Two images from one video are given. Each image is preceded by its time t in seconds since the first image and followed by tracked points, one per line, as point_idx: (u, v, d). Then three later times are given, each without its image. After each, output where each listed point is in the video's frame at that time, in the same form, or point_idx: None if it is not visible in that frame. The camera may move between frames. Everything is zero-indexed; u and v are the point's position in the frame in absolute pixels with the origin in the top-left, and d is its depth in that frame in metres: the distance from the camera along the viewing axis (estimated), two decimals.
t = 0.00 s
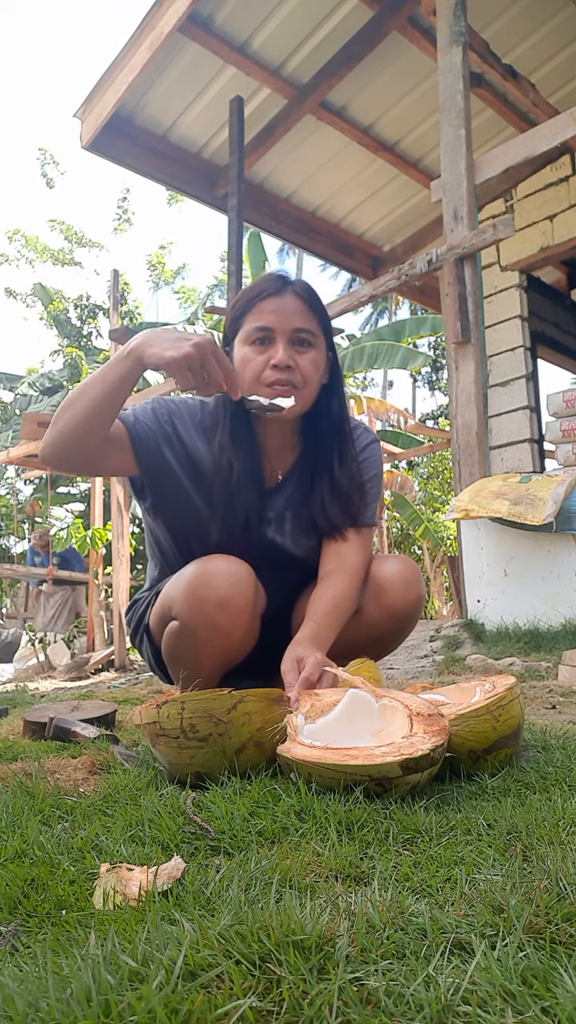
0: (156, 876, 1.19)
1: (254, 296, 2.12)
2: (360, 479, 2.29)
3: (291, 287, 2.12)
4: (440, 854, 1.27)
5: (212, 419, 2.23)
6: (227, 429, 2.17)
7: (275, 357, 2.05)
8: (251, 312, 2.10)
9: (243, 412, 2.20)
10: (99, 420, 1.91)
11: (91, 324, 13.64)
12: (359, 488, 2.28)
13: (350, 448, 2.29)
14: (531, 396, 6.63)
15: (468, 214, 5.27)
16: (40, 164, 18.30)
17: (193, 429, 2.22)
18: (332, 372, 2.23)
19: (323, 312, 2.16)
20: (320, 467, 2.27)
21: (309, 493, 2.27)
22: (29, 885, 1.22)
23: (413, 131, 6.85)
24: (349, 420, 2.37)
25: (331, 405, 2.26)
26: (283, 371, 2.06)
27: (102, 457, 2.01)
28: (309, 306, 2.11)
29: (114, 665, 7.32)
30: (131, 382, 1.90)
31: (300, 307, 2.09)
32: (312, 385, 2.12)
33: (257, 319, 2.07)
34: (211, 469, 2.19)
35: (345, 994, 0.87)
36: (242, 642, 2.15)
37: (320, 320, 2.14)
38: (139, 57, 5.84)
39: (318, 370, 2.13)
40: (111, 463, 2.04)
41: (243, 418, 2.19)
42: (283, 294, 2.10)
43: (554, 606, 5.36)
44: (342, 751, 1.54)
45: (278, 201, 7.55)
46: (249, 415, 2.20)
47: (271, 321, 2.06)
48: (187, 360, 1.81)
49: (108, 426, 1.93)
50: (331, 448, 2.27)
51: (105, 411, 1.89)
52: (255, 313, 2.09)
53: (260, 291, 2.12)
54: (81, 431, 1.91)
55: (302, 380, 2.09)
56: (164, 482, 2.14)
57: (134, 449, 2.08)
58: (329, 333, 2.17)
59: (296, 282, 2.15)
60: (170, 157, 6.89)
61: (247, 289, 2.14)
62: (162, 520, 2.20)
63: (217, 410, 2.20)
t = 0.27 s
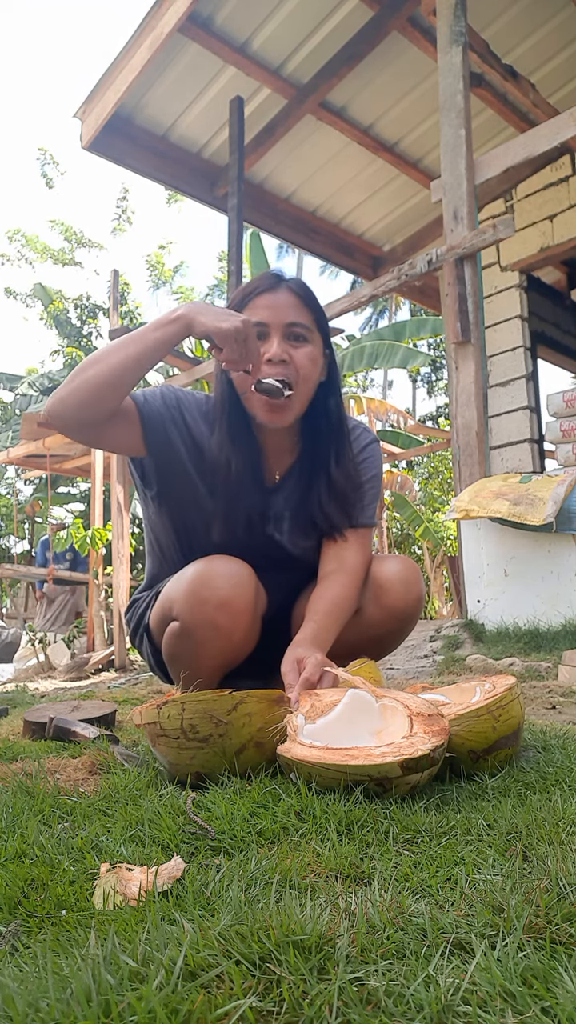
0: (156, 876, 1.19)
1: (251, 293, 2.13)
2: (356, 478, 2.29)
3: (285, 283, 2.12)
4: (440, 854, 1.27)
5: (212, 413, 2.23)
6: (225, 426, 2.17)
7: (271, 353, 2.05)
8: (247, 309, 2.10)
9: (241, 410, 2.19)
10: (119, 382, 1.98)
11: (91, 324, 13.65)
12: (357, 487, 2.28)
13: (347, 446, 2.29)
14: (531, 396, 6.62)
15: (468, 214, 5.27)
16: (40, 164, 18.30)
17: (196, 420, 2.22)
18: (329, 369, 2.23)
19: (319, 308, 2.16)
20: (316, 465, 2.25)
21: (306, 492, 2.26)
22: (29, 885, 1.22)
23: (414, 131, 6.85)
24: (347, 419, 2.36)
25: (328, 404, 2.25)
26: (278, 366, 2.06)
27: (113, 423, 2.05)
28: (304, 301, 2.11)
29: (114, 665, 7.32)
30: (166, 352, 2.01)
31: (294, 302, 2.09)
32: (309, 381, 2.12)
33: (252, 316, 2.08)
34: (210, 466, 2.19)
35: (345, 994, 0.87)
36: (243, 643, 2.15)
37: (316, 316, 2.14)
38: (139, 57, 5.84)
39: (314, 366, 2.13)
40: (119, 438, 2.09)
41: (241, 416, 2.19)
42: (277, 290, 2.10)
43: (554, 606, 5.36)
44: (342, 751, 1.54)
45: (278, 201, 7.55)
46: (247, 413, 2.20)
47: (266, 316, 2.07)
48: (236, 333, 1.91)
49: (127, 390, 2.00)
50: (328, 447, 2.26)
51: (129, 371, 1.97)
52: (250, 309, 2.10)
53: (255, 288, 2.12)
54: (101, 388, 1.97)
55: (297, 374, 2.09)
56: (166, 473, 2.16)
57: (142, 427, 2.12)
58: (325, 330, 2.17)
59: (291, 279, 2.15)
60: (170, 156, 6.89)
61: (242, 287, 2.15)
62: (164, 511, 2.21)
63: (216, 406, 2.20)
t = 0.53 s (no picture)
0: (156, 876, 1.19)
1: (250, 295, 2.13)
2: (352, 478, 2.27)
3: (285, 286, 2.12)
4: (440, 854, 1.27)
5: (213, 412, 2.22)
6: (225, 427, 2.17)
7: (270, 356, 2.05)
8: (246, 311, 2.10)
9: (240, 413, 2.19)
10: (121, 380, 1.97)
11: (91, 324, 13.65)
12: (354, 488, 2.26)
13: (344, 445, 2.27)
14: (531, 396, 6.62)
15: (468, 214, 5.27)
16: (40, 164, 18.30)
17: (197, 419, 2.22)
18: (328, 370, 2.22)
19: (318, 311, 2.15)
20: (314, 467, 2.25)
21: (304, 492, 2.26)
22: (29, 885, 1.22)
23: (414, 131, 6.85)
24: (344, 420, 2.36)
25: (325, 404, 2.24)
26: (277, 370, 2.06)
27: (113, 422, 2.05)
28: (302, 303, 2.10)
29: (114, 665, 7.32)
30: (168, 349, 2.02)
31: (292, 306, 2.09)
32: (308, 383, 2.12)
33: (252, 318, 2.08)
34: (210, 466, 2.19)
35: (345, 994, 0.87)
36: (244, 643, 2.15)
37: (314, 319, 2.13)
38: (139, 57, 5.84)
39: (313, 368, 2.13)
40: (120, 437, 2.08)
41: (240, 417, 2.19)
42: (275, 293, 2.10)
43: (554, 607, 5.36)
44: (342, 751, 1.54)
45: (278, 201, 7.55)
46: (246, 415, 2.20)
47: (265, 319, 2.07)
48: (240, 327, 1.95)
49: (128, 389, 1.99)
50: (324, 446, 2.25)
51: (131, 369, 1.97)
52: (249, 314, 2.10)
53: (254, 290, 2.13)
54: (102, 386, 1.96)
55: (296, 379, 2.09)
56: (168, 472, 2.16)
57: (143, 425, 2.11)
58: (324, 333, 2.17)
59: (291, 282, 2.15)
60: (170, 156, 6.89)
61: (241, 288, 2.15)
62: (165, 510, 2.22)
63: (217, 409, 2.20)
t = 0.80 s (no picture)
0: (156, 876, 1.19)
1: (247, 299, 2.12)
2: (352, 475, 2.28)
3: (281, 290, 2.12)
4: (440, 854, 1.27)
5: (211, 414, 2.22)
6: (225, 432, 2.17)
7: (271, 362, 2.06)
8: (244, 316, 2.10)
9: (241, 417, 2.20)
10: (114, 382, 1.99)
11: (91, 325, 13.65)
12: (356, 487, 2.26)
13: (345, 444, 2.28)
14: (531, 397, 6.63)
15: (468, 214, 5.27)
16: (39, 164, 18.31)
17: (195, 422, 2.23)
18: (327, 372, 2.23)
19: (316, 314, 2.15)
20: (315, 465, 2.26)
21: (305, 492, 2.26)
22: (29, 885, 1.22)
23: (414, 131, 6.86)
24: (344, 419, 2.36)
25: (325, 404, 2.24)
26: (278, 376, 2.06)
27: (110, 423, 2.05)
28: (300, 307, 2.10)
29: (114, 665, 7.33)
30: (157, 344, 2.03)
31: (291, 310, 2.09)
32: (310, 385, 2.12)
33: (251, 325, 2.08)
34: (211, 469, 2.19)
35: (345, 995, 0.87)
36: (244, 642, 2.15)
37: (313, 321, 2.13)
38: (139, 57, 5.84)
39: (314, 371, 2.13)
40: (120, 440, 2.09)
41: (240, 421, 2.19)
42: (272, 297, 2.09)
43: (554, 607, 5.36)
44: (343, 751, 1.54)
45: (278, 202, 7.55)
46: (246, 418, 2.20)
47: (264, 325, 2.07)
48: (222, 313, 1.99)
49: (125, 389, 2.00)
50: (325, 446, 2.26)
51: (125, 367, 1.98)
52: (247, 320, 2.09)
53: (251, 295, 2.12)
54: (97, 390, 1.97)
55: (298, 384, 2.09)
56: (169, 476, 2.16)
57: (140, 428, 2.12)
58: (322, 336, 2.18)
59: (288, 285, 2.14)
60: (171, 157, 6.89)
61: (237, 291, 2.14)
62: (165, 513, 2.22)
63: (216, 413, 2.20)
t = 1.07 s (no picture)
0: (156, 876, 1.19)
1: (240, 299, 2.11)
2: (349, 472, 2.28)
3: (274, 288, 2.11)
4: (441, 855, 1.27)
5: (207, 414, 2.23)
6: (221, 434, 2.19)
7: (268, 362, 2.06)
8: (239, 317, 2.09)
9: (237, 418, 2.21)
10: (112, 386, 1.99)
11: (91, 325, 13.65)
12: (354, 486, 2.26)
13: (341, 442, 2.27)
14: (531, 397, 6.63)
15: (468, 215, 5.27)
16: (39, 164, 18.32)
17: (191, 422, 2.23)
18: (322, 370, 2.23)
19: (309, 312, 2.15)
20: (312, 463, 2.25)
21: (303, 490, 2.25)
22: (29, 885, 1.22)
23: (414, 132, 6.86)
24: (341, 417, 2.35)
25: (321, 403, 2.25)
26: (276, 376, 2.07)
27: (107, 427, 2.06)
28: (293, 305, 2.10)
29: (114, 665, 7.33)
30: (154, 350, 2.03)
31: (285, 309, 2.09)
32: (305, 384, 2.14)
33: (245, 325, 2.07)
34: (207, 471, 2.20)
35: (345, 995, 0.87)
36: (243, 642, 2.15)
37: (306, 319, 2.14)
38: (140, 58, 5.84)
39: (309, 369, 2.14)
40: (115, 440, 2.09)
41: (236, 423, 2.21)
42: (265, 296, 2.09)
43: (553, 607, 5.37)
44: (343, 752, 1.54)
45: (278, 202, 7.56)
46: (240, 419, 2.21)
47: (259, 324, 2.06)
48: (221, 322, 1.97)
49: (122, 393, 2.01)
50: (322, 445, 2.25)
51: (124, 370, 1.98)
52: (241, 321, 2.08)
53: (244, 294, 2.11)
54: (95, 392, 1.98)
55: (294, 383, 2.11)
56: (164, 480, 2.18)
57: (136, 430, 2.12)
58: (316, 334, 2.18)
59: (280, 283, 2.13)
60: (170, 157, 6.89)
61: (231, 291, 2.13)
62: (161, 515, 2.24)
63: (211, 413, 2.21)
